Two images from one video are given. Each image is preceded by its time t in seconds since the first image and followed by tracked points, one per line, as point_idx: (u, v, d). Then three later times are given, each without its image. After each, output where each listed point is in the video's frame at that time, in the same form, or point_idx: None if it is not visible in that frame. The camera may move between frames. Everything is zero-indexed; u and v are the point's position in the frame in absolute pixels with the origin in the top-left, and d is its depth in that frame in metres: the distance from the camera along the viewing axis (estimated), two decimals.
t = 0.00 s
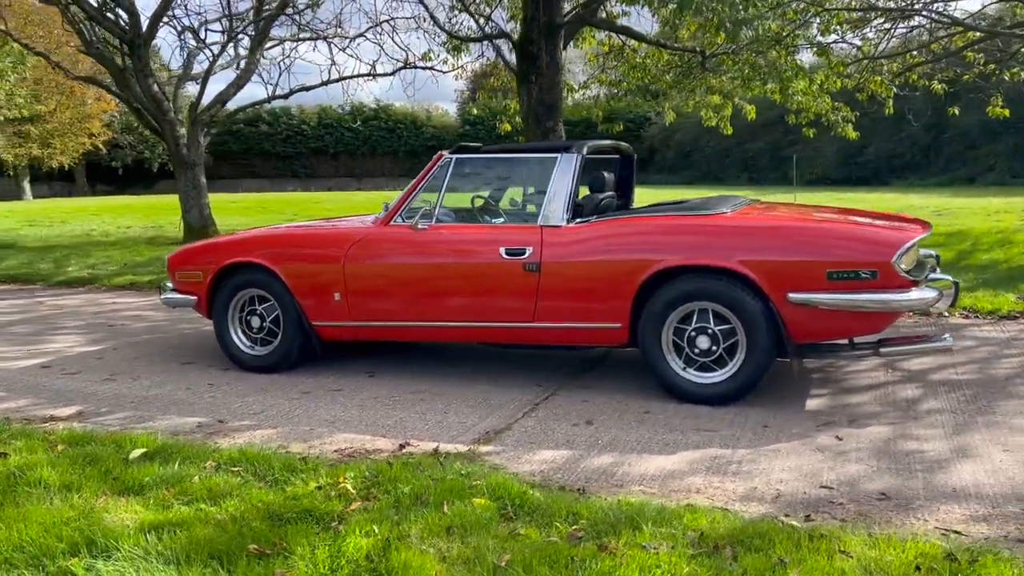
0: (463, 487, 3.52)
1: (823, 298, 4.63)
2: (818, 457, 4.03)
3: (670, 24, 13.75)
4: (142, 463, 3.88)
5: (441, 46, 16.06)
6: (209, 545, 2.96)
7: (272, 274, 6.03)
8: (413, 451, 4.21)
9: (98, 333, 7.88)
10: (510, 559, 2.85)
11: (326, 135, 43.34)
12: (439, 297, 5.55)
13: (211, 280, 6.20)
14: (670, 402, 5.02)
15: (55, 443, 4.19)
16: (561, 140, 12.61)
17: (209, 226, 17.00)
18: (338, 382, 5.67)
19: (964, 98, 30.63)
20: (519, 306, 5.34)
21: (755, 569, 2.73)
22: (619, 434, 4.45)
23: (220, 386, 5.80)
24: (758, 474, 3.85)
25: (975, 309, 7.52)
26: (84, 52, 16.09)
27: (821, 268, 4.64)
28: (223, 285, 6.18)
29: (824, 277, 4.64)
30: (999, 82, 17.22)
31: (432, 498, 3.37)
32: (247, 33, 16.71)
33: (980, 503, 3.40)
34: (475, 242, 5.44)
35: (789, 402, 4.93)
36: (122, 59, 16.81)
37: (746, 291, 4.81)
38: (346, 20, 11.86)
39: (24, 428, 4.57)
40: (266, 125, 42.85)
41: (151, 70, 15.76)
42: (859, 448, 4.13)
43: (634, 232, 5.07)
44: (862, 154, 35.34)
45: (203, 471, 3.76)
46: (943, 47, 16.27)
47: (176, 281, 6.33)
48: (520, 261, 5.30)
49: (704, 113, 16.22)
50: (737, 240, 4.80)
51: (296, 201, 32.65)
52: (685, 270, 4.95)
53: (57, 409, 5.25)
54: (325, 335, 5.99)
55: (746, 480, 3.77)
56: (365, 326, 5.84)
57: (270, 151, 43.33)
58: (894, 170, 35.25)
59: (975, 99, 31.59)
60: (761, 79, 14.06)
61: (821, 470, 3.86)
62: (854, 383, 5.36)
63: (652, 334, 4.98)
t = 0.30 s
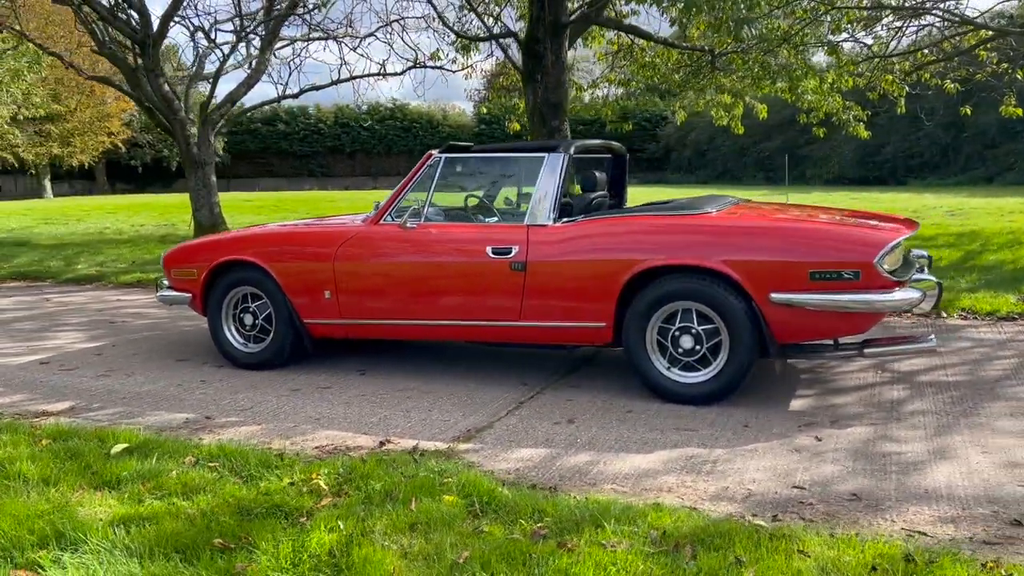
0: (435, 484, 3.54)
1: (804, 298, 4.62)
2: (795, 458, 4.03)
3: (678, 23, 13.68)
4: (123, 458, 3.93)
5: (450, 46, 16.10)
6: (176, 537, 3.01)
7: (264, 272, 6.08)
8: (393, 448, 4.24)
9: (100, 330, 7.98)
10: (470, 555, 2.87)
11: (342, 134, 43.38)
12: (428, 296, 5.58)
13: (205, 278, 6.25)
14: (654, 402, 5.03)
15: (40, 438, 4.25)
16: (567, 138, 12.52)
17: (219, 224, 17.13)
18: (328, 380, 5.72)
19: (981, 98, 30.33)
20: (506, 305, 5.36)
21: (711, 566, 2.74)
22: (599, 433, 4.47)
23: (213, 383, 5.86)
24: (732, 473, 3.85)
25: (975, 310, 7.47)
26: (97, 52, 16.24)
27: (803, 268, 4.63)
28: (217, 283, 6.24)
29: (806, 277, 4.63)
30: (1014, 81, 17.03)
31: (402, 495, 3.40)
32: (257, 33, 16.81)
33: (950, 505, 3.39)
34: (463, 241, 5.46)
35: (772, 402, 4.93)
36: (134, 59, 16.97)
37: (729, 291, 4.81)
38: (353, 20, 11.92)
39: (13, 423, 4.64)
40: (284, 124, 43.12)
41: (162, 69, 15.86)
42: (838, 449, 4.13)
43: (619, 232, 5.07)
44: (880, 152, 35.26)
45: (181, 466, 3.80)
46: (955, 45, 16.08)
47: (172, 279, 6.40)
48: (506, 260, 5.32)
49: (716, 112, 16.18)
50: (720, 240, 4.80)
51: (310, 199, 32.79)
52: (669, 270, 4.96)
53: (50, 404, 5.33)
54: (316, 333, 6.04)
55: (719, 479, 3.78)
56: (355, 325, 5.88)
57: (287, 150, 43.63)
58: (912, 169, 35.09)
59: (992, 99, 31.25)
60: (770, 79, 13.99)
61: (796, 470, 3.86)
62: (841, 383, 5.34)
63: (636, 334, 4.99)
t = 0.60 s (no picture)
0: (410, 481, 3.57)
1: (788, 298, 4.62)
2: (774, 458, 4.03)
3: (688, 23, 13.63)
4: (107, 453, 3.99)
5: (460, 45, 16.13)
6: (148, 532, 3.05)
7: (258, 270, 6.13)
8: (375, 445, 4.28)
9: (102, 327, 8.09)
10: (435, 552, 2.90)
11: (358, 133, 43.47)
12: (419, 295, 5.62)
13: (201, 276, 6.31)
14: (640, 402, 5.04)
15: (29, 432, 4.32)
16: (574, 138, 12.43)
17: (229, 222, 17.26)
18: (320, 377, 5.77)
19: (997, 97, 30.06)
20: (494, 304, 5.40)
21: (671, 566, 2.75)
22: (581, 432, 4.49)
23: (207, 379, 5.93)
24: (710, 473, 3.86)
25: (974, 311, 7.44)
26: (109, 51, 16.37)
27: (787, 268, 4.63)
28: (213, 281, 6.30)
29: (790, 278, 4.63)
30: None
31: (376, 492, 3.43)
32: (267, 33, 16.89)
33: (922, 506, 3.39)
34: (452, 241, 5.49)
35: (758, 402, 4.93)
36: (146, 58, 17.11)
37: (714, 291, 4.81)
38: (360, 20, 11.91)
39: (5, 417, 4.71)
40: (300, 122, 43.34)
41: (173, 68, 15.97)
42: (818, 450, 4.12)
43: (607, 231, 5.09)
44: (897, 151, 35.36)
45: (162, 462, 3.85)
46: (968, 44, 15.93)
47: (169, 276, 6.47)
48: (495, 259, 5.35)
49: (727, 112, 16.15)
50: (705, 240, 4.81)
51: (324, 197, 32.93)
52: (655, 271, 4.97)
53: (45, 400, 5.41)
54: (310, 331, 6.10)
55: (696, 479, 3.79)
56: (348, 323, 5.94)
57: (304, 149, 43.91)
58: (928, 169, 34.84)
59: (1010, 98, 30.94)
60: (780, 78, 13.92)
61: (773, 471, 3.87)
62: (830, 383, 5.33)
63: (622, 333, 5.01)
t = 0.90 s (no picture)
0: (391, 483, 3.56)
1: (780, 301, 4.58)
2: (761, 463, 4.00)
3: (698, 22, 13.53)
4: (94, 453, 4.00)
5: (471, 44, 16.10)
6: (124, 534, 3.05)
7: (254, 270, 6.15)
8: (362, 447, 4.28)
9: (104, 325, 8.13)
10: (407, 557, 2.88)
11: (372, 132, 43.53)
12: (412, 295, 5.61)
13: (198, 275, 6.33)
14: (632, 404, 5.01)
15: (19, 432, 4.33)
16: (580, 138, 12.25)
17: (239, 220, 17.32)
18: (314, 377, 5.77)
19: (1013, 97, 29.80)
20: (487, 305, 5.38)
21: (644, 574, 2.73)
22: (569, 435, 4.47)
23: (203, 379, 5.95)
24: (695, 477, 3.83)
25: (978, 315, 7.35)
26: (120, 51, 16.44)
27: (778, 271, 4.59)
28: (210, 281, 6.32)
29: (782, 281, 4.59)
30: None
31: (356, 495, 3.42)
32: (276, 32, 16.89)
33: (907, 514, 3.35)
34: (446, 242, 5.48)
35: (751, 406, 4.89)
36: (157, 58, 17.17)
37: (706, 294, 4.78)
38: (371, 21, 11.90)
39: None
40: (315, 121, 43.54)
41: (183, 68, 15.99)
42: (807, 456, 4.08)
43: (600, 233, 5.07)
44: (913, 151, 35.07)
45: (147, 462, 3.85)
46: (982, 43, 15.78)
47: (167, 276, 6.49)
48: (488, 261, 5.34)
49: (739, 112, 16.03)
50: (697, 242, 4.77)
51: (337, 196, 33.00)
52: (648, 272, 4.94)
53: (40, 398, 5.45)
54: (305, 331, 6.10)
55: (681, 483, 3.76)
56: (343, 323, 5.94)
57: (319, 148, 44.05)
58: (945, 169, 34.56)
59: None
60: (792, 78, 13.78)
61: (759, 477, 3.83)
62: (826, 387, 5.28)
63: (615, 336, 4.98)
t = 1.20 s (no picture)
0: (368, 483, 3.50)
1: (771, 301, 4.49)
2: (749, 465, 3.91)
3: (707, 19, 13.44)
4: (72, 450, 3.96)
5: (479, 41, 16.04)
6: (90, 533, 3.00)
7: (246, 267, 6.11)
8: (345, 446, 4.22)
9: (102, 321, 8.12)
10: (374, 560, 2.82)
11: (384, 130, 43.56)
12: (403, 292, 5.56)
13: (190, 272, 6.30)
14: (623, 404, 4.94)
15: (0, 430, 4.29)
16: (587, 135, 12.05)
17: (246, 217, 17.34)
18: (304, 375, 5.72)
19: None
20: (477, 303, 5.32)
21: None
22: (556, 435, 4.40)
23: (193, 376, 5.91)
24: (681, 479, 3.75)
25: (982, 315, 7.23)
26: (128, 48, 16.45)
27: (770, 270, 4.50)
28: (203, 277, 6.28)
29: (774, 280, 4.50)
30: None
31: (331, 496, 3.36)
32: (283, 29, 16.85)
33: (894, 519, 3.26)
34: (437, 238, 5.42)
35: (743, 407, 4.80)
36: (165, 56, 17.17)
37: (697, 293, 4.70)
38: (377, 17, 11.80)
39: None
40: (327, 119, 43.65)
41: (189, 64, 15.95)
42: (797, 458, 3.99)
43: (591, 230, 4.99)
44: (929, 149, 34.80)
45: (124, 461, 3.80)
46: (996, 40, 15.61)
47: (161, 273, 6.46)
48: (478, 258, 5.28)
49: (750, 110, 15.91)
50: (689, 240, 4.69)
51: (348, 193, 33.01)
52: (639, 270, 4.86)
53: (29, 395, 5.42)
54: (296, 329, 6.06)
55: (665, 485, 3.68)
56: (334, 321, 5.89)
57: (331, 146, 44.14)
58: (960, 168, 34.24)
59: None
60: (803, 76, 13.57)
61: (745, 479, 3.74)
62: (822, 388, 5.19)
63: (605, 335, 4.90)
